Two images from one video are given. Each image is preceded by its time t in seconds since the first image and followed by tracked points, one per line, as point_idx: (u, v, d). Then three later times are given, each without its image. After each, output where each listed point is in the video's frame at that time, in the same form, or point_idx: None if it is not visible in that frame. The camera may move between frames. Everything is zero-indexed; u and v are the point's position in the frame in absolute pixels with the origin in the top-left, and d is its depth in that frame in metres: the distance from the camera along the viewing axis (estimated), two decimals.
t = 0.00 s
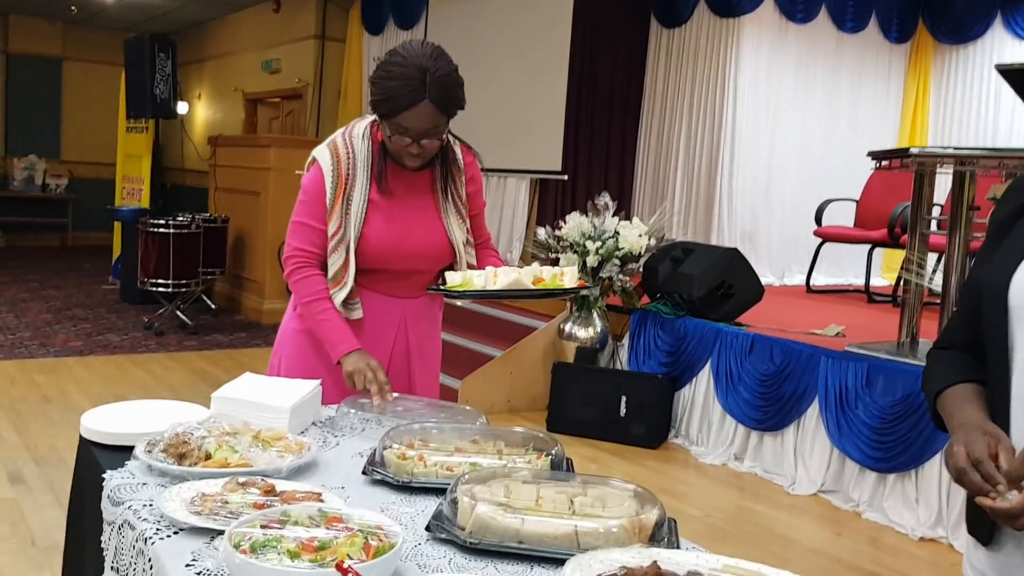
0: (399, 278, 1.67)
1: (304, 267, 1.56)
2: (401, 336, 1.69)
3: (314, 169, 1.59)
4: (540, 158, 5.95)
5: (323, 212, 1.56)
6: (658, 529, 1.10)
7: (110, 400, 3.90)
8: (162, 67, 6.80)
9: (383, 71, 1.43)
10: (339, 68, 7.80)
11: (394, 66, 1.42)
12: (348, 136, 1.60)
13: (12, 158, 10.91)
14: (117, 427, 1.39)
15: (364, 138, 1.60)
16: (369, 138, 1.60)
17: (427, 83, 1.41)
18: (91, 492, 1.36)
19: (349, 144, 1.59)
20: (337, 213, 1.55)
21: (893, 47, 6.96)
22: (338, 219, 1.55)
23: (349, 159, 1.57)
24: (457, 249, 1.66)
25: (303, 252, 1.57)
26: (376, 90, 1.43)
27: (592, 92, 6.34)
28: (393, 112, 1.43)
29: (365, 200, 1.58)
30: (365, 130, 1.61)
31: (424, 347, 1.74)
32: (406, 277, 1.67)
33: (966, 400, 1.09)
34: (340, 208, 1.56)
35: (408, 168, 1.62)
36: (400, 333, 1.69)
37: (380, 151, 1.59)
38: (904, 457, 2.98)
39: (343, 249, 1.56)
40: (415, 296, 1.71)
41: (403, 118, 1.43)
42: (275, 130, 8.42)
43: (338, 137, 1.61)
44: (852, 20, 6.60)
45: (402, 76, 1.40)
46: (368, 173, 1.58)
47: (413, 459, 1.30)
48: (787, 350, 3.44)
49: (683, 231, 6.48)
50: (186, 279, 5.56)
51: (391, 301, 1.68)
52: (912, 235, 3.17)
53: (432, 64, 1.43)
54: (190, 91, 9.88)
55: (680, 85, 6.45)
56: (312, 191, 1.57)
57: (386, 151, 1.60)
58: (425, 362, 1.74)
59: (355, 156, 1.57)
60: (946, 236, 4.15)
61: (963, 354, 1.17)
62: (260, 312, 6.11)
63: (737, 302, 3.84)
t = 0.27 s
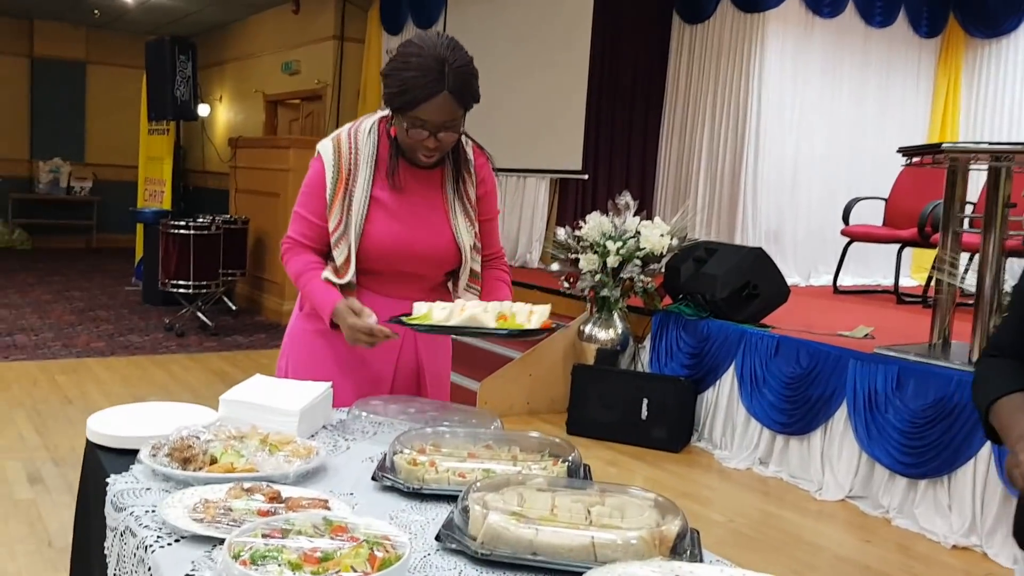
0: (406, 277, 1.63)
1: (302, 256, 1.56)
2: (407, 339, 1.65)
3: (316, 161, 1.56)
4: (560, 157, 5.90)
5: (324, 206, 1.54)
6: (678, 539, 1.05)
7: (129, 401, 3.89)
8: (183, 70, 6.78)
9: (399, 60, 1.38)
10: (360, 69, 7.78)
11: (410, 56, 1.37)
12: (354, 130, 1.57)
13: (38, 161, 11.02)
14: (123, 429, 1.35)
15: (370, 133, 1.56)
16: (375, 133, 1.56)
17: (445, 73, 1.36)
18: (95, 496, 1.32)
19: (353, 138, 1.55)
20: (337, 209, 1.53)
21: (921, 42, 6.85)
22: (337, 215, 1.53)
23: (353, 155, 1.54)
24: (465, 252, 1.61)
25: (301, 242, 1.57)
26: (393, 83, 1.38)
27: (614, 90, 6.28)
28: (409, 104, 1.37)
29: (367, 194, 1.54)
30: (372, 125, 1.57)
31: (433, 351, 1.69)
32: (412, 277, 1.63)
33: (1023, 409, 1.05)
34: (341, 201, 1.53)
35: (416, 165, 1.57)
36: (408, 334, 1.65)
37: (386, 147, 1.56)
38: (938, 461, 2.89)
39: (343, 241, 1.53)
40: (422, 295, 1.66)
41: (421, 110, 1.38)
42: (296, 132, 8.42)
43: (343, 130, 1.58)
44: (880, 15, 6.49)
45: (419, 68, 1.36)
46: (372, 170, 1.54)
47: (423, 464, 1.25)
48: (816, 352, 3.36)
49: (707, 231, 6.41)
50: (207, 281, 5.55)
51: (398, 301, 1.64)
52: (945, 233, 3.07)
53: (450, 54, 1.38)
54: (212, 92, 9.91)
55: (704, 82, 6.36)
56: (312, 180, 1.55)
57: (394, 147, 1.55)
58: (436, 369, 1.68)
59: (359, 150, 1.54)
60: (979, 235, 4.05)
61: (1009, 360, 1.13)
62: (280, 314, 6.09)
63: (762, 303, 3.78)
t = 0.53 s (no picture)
0: (415, 280, 1.56)
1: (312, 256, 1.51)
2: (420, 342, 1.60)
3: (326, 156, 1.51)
4: (605, 154, 5.82)
5: (331, 202, 1.49)
6: (715, 553, 0.99)
7: (171, 396, 3.90)
8: (227, 69, 6.85)
9: (431, 49, 1.33)
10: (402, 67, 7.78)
11: (442, 46, 1.32)
12: (366, 125, 1.51)
13: (89, 160, 11.22)
14: (147, 429, 1.31)
15: (380, 128, 1.49)
16: (386, 130, 1.49)
17: (477, 66, 1.31)
18: (117, 496, 1.28)
19: (364, 134, 1.49)
20: (344, 205, 1.47)
21: (978, 34, 6.67)
22: (344, 212, 1.47)
23: (363, 150, 1.48)
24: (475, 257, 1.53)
25: (309, 242, 1.52)
26: (421, 72, 1.33)
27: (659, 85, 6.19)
28: (439, 93, 1.32)
29: (375, 193, 1.48)
30: (384, 121, 1.51)
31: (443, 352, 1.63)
32: (421, 279, 1.56)
33: None
34: (349, 199, 1.48)
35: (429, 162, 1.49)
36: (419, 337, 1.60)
37: (399, 143, 1.50)
38: (993, 470, 2.78)
39: (348, 240, 1.47)
40: (430, 297, 1.60)
41: (451, 102, 1.32)
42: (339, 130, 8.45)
43: (355, 125, 1.52)
44: (935, 6, 6.31)
45: (450, 58, 1.30)
46: (381, 166, 1.48)
47: (450, 470, 1.20)
48: (867, 355, 3.25)
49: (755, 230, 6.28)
50: (250, 278, 5.58)
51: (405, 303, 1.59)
52: (1004, 230, 2.95)
53: (484, 48, 1.33)
54: (257, 91, 9.99)
55: (752, 77, 6.20)
56: (320, 177, 1.49)
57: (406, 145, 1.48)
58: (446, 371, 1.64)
59: (370, 147, 1.48)
60: None
61: None
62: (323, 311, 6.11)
63: (813, 302, 3.67)
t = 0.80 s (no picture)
0: (418, 281, 1.52)
1: (313, 263, 1.46)
2: (424, 343, 1.56)
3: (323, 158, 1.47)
4: (636, 151, 5.77)
5: (331, 205, 1.44)
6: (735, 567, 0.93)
7: (198, 394, 3.90)
8: (258, 69, 6.91)
9: (433, 42, 1.28)
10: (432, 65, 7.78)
11: (445, 40, 1.27)
12: (362, 125, 1.47)
13: (123, 159, 11.34)
14: (153, 430, 1.28)
15: (376, 126, 1.47)
16: (382, 128, 1.46)
17: (480, 60, 1.27)
18: (121, 500, 1.25)
19: (361, 133, 1.46)
20: (343, 205, 1.42)
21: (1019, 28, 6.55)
22: (343, 213, 1.42)
23: (360, 150, 1.45)
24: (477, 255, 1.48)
25: (310, 248, 1.47)
26: (422, 67, 1.28)
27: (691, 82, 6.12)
28: (437, 87, 1.27)
29: (376, 194, 1.44)
30: (379, 119, 1.48)
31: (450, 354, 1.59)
32: (425, 280, 1.52)
33: None
34: (349, 201, 1.43)
35: (426, 158, 1.46)
36: (424, 339, 1.56)
37: (397, 142, 1.46)
38: None
39: (350, 243, 1.43)
40: (435, 298, 1.56)
41: (451, 99, 1.27)
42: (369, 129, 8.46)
43: (351, 125, 1.48)
44: None
45: (452, 52, 1.26)
46: (378, 164, 1.44)
47: (461, 479, 1.15)
48: (903, 357, 3.14)
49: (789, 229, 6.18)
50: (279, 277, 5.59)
51: (410, 307, 1.54)
52: None
53: (486, 42, 1.29)
54: (290, 90, 10.05)
55: (787, 73, 6.09)
56: (318, 179, 1.45)
57: (405, 143, 1.45)
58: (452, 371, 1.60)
59: (368, 147, 1.45)
60: None
61: None
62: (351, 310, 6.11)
63: (847, 302, 3.58)
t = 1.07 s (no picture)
0: (415, 275, 1.50)
1: (310, 258, 1.43)
2: (421, 338, 1.53)
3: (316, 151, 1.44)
4: (650, 145, 5.72)
5: (325, 198, 1.41)
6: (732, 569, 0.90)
7: (207, 389, 3.89)
8: (269, 62, 6.86)
9: (425, 31, 1.25)
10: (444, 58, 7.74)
11: (437, 29, 1.24)
12: (354, 116, 1.44)
13: (137, 153, 11.36)
14: (145, 426, 1.26)
15: (368, 116, 1.44)
16: (375, 119, 1.44)
17: (474, 51, 1.24)
18: (112, 496, 1.23)
19: (353, 125, 1.43)
20: (339, 199, 1.40)
21: None
22: (339, 207, 1.39)
23: (354, 142, 1.42)
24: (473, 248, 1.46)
25: (306, 243, 1.44)
26: (415, 57, 1.25)
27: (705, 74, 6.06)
28: (431, 78, 1.24)
29: (372, 187, 1.41)
30: (371, 109, 1.45)
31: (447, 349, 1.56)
32: (422, 274, 1.49)
33: None
34: (344, 195, 1.40)
35: (419, 149, 1.43)
36: (421, 334, 1.53)
37: (390, 134, 1.43)
38: None
39: (347, 237, 1.40)
40: (431, 291, 1.54)
41: (444, 89, 1.25)
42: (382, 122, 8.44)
43: (342, 116, 1.45)
44: None
45: (446, 41, 1.23)
46: (373, 155, 1.42)
47: (455, 476, 1.12)
48: (918, 352, 3.10)
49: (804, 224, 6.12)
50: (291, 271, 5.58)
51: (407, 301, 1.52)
52: None
53: (481, 32, 1.25)
54: (303, 84, 10.04)
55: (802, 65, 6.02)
56: (312, 173, 1.42)
57: (398, 134, 1.42)
58: (449, 367, 1.58)
59: (361, 139, 1.42)
60: None
61: None
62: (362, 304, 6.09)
63: (862, 297, 3.51)
